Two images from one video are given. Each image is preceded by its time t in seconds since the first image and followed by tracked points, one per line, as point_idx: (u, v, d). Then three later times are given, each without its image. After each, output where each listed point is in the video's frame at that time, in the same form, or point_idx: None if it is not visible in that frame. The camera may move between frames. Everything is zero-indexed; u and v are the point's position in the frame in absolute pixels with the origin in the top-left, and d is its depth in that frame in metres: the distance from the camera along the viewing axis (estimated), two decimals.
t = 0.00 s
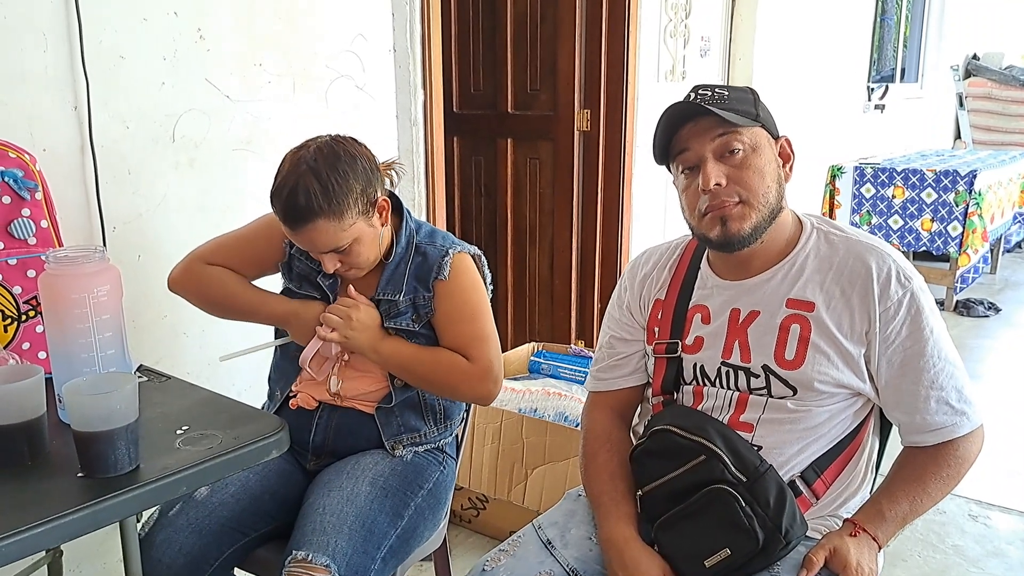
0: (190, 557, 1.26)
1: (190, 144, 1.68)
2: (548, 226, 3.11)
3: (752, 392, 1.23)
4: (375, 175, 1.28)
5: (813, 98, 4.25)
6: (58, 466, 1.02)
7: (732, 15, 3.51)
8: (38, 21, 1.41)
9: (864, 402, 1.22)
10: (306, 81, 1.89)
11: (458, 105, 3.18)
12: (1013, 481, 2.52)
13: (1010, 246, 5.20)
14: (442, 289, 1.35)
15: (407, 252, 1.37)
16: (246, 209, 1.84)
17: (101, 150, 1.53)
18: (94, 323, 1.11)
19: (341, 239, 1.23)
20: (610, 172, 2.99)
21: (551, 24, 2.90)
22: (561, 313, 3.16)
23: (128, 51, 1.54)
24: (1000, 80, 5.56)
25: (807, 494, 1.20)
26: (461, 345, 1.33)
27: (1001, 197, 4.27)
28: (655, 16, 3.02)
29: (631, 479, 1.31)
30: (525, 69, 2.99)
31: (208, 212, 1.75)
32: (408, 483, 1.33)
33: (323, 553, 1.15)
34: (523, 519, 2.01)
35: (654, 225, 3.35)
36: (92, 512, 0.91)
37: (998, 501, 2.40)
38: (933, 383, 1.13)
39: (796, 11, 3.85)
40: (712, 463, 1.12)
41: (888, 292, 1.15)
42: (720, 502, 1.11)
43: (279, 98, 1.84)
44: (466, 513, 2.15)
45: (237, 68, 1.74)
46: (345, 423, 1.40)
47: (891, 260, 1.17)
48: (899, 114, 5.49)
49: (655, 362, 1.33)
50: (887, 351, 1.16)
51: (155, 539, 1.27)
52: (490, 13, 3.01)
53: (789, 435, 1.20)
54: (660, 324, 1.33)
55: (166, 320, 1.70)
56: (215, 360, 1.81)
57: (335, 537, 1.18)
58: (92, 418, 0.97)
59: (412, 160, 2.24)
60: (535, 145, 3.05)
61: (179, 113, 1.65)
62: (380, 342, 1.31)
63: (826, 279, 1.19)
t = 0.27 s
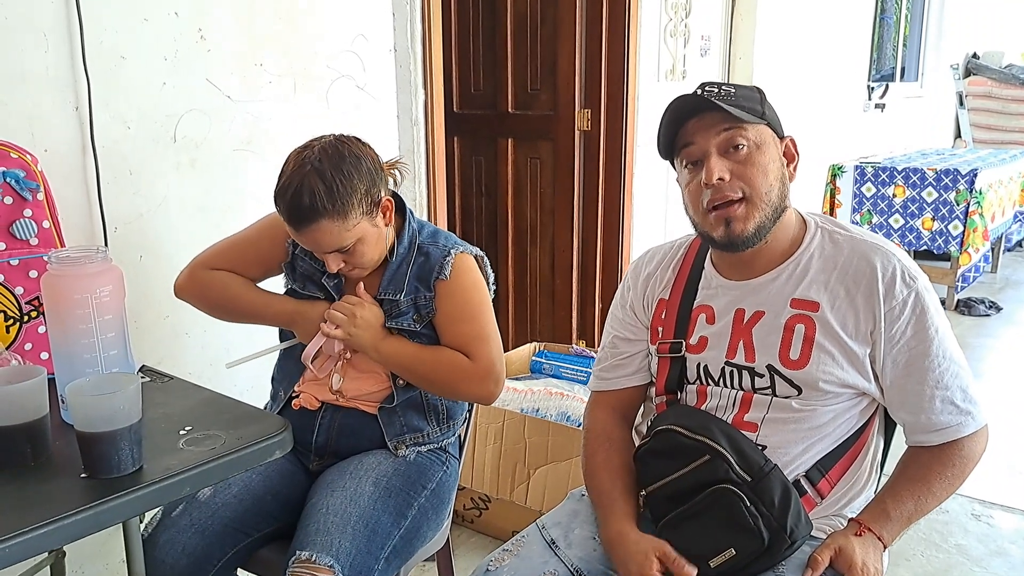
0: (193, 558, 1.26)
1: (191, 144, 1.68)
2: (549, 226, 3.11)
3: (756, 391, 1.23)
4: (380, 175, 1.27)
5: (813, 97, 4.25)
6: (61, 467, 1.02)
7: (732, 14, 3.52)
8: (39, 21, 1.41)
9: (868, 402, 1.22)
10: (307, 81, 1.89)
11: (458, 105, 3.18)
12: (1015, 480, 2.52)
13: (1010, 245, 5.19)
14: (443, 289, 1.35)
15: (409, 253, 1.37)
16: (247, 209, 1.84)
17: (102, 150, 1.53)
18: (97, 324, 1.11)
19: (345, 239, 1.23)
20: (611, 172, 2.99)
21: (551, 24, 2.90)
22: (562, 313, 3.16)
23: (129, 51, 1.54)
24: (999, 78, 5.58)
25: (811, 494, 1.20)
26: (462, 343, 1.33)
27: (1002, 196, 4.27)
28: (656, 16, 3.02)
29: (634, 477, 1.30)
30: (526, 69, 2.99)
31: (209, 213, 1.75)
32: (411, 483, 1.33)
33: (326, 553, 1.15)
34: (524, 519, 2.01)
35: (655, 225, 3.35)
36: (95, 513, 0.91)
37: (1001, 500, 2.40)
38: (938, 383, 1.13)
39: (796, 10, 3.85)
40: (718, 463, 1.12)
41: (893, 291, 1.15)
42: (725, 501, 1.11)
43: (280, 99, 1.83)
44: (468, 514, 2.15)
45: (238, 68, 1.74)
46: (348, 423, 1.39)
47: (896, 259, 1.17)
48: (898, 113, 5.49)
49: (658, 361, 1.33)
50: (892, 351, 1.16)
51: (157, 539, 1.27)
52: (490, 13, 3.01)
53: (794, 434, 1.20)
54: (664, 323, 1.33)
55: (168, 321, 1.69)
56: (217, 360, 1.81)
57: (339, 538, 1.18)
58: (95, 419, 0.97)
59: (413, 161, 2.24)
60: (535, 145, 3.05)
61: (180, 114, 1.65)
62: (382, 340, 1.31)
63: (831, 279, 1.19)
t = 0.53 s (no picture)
0: (191, 558, 1.26)
1: (189, 145, 1.68)
2: (548, 226, 3.11)
3: (755, 388, 1.23)
4: (370, 170, 1.27)
5: (812, 97, 4.25)
6: (59, 467, 1.02)
7: (731, 14, 3.52)
8: (37, 22, 1.41)
9: (867, 399, 1.22)
10: (305, 82, 1.89)
11: (457, 106, 3.18)
12: (1014, 480, 2.51)
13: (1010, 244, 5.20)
14: (445, 291, 1.35)
15: (409, 255, 1.37)
16: (245, 210, 1.84)
17: (100, 151, 1.53)
18: (95, 324, 1.11)
19: (337, 235, 1.23)
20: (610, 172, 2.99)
21: (549, 24, 2.90)
22: (561, 313, 3.16)
23: (127, 52, 1.54)
24: (999, 78, 5.57)
25: (810, 490, 1.20)
26: (465, 347, 1.34)
27: (1001, 195, 4.27)
28: (654, 16, 3.02)
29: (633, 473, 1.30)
30: (524, 69, 3.00)
31: (207, 214, 1.75)
32: (410, 482, 1.33)
33: (325, 553, 1.15)
34: (523, 519, 2.01)
35: (654, 225, 3.35)
36: (93, 513, 0.91)
37: (1000, 500, 2.40)
38: (937, 379, 1.13)
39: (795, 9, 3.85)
40: (717, 457, 1.12)
41: (891, 288, 1.15)
42: (723, 493, 1.11)
43: (278, 99, 1.83)
44: (467, 514, 2.15)
45: (236, 69, 1.74)
46: (347, 423, 1.39)
47: (894, 256, 1.17)
48: (897, 113, 5.49)
49: (657, 358, 1.33)
50: (890, 347, 1.16)
51: (156, 540, 1.27)
52: (488, 14, 3.01)
53: (794, 432, 1.20)
54: (662, 322, 1.33)
55: (166, 322, 1.69)
56: (215, 361, 1.81)
57: (338, 538, 1.18)
58: (92, 419, 0.97)
59: (412, 161, 2.24)
60: (534, 145, 3.05)
61: (179, 114, 1.65)
62: (386, 348, 1.28)
63: (829, 276, 1.19)
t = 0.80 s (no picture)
0: (192, 558, 1.26)
1: (189, 145, 1.68)
2: (547, 226, 3.11)
3: (757, 384, 1.23)
4: (353, 166, 1.28)
5: (811, 97, 4.26)
6: (59, 467, 1.02)
7: (730, 14, 3.52)
8: (36, 23, 1.41)
9: (866, 390, 1.23)
10: (304, 82, 1.89)
11: (456, 106, 3.19)
12: (1014, 479, 2.52)
13: (1009, 243, 5.20)
14: (448, 295, 1.35)
15: (411, 257, 1.37)
16: (245, 210, 1.84)
17: (101, 152, 1.53)
18: (95, 324, 1.11)
19: (327, 231, 1.23)
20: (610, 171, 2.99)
21: (548, 24, 2.90)
22: (561, 313, 3.16)
23: (127, 53, 1.55)
24: (998, 77, 5.56)
25: (803, 488, 1.20)
26: (468, 353, 1.35)
27: (1001, 194, 4.27)
28: (653, 16, 3.03)
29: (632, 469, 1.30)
30: (524, 69, 3.00)
31: (207, 214, 1.75)
32: (410, 482, 1.33)
33: (325, 553, 1.15)
34: (523, 518, 2.01)
35: (653, 224, 3.35)
36: (93, 513, 0.91)
37: (999, 499, 2.40)
38: (935, 363, 1.13)
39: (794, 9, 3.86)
40: (713, 438, 1.12)
41: (885, 274, 1.15)
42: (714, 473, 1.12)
43: (277, 100, 1.83)
44: (467, 514, 2.15)
45: (235, 69, 1.74)
46: (348, 423, 1.40)
47: (887, 241, 1.18)
48: (897, 112, 5.50)
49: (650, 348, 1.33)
50: (887, 333, 1.16)
51: (156, 540, 1.27)
52: (487, 14, 3.01)
53: (796, 430, 1.20)
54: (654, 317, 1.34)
55: (166, 322, 1.69)
56: (216, 361, 1.81)
57: (338, 537, 1.18)
58: (93, 418, 0.97)
59: (411, 161, 2.25)
60: (533, 145, 3.05)
61: (178, 115, 1.65)
62: (395, 357, 1.28)
63: (824, 264, 1.20)
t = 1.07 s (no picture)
0: (192, 559, 1.26)
1: (190, 147, 1.68)
2: (548, 227, 3.11)
3: (753, 388, 1.23)
4: (342, 167, 1.28)
5: (811, 97, 4.26)
6: (60, 468, 1.02)
7: (730, 14, 3.52)
8: (36, 24, 1.41)
9: (864, 391, 1.23)
10: (305, 83, 1.89)
11: (457, 107, 3.19)
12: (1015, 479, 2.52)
13: (1010, 243, 5.20)
14: (448, 297, 1.35)
15: (409, 258, 1.38)
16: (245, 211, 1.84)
17: (101, 153, 1.53)
18: (96, 325, 1.11)
19: (320, 232, 1.23)
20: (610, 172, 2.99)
21: (549, 25, 2.90)
22: (562, 313, 3.16)
23: (127, 54, 1.55)
24: (999, 77, 5.61)
25: (799, 495, 1.20)
26: (467, 355, 1.35)
27: (1001, 194, 4.27)
28: (654, 17, 3.03)
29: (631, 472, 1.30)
30: (524, 70, 3.00)
31: (208, 215, 1.75)
32: (410, 483, 1.33)
33: (325, 554, 1.15)
34: (524, 519, 2.01)
35: (654, 224, 3.35)
36: (95, 514, 0.91)
37: (999, 499, 2.40)
38: (931, 365, 1.13)
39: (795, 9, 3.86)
40: (706, 454, 1.12)
41: (880, 277, 1.16)
42: (710, 489, 1.12)
43: (278, 101, 1.84)
44: (468, 514, 2.15)
45: (236, 70, 1.74)
46: (347, 424, 1.40)
47: (882, 243, 1.18)
48: (897, 112, 5.50)
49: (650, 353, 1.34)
50: (881, 335, 1.16)
51: (156, 541, 1.27)
52: (488, 14, 3.02)
53: (795, 432, 1.20)
54: (654, 320, 1.34)
55: (167, 323, 1.70)
56: (216, 362, 1.81)
57: (337, 538, 1.18)
58: (94, 420, 0.97)
59: (412, 162, 2.25)
60: (534, 145, 3.05)
61: (179, 116, 1.65)
62: (395, 359, 1.28)
63: (820, 267, 1.20)
